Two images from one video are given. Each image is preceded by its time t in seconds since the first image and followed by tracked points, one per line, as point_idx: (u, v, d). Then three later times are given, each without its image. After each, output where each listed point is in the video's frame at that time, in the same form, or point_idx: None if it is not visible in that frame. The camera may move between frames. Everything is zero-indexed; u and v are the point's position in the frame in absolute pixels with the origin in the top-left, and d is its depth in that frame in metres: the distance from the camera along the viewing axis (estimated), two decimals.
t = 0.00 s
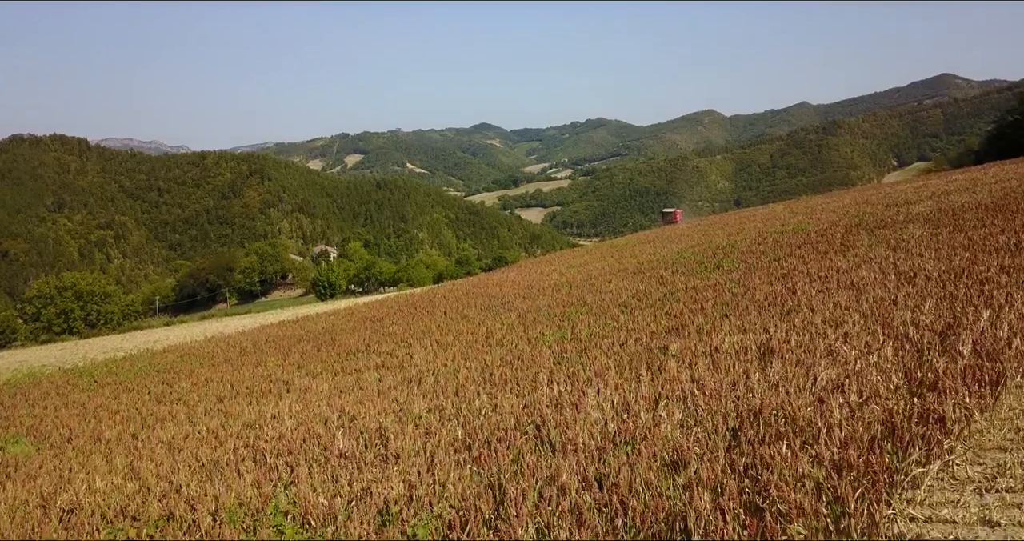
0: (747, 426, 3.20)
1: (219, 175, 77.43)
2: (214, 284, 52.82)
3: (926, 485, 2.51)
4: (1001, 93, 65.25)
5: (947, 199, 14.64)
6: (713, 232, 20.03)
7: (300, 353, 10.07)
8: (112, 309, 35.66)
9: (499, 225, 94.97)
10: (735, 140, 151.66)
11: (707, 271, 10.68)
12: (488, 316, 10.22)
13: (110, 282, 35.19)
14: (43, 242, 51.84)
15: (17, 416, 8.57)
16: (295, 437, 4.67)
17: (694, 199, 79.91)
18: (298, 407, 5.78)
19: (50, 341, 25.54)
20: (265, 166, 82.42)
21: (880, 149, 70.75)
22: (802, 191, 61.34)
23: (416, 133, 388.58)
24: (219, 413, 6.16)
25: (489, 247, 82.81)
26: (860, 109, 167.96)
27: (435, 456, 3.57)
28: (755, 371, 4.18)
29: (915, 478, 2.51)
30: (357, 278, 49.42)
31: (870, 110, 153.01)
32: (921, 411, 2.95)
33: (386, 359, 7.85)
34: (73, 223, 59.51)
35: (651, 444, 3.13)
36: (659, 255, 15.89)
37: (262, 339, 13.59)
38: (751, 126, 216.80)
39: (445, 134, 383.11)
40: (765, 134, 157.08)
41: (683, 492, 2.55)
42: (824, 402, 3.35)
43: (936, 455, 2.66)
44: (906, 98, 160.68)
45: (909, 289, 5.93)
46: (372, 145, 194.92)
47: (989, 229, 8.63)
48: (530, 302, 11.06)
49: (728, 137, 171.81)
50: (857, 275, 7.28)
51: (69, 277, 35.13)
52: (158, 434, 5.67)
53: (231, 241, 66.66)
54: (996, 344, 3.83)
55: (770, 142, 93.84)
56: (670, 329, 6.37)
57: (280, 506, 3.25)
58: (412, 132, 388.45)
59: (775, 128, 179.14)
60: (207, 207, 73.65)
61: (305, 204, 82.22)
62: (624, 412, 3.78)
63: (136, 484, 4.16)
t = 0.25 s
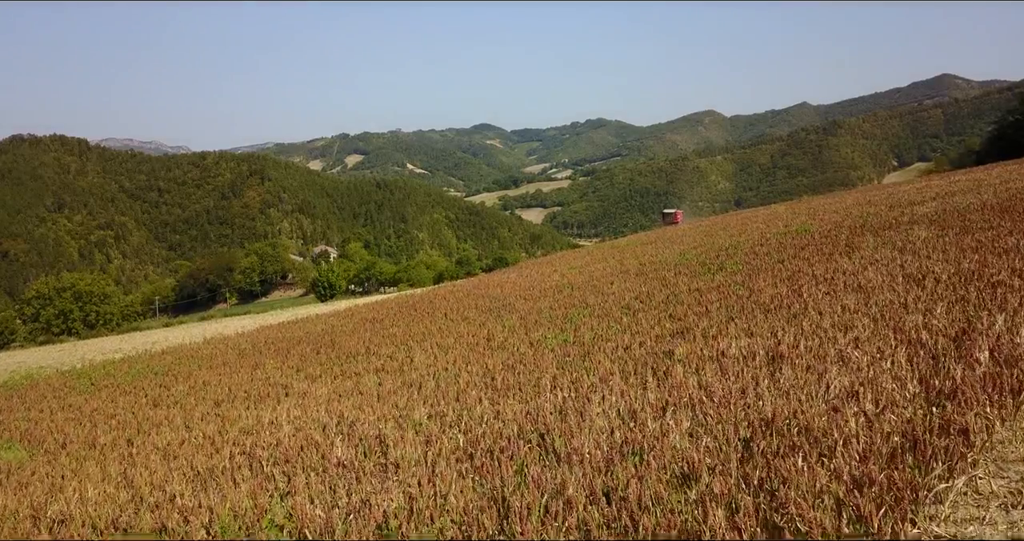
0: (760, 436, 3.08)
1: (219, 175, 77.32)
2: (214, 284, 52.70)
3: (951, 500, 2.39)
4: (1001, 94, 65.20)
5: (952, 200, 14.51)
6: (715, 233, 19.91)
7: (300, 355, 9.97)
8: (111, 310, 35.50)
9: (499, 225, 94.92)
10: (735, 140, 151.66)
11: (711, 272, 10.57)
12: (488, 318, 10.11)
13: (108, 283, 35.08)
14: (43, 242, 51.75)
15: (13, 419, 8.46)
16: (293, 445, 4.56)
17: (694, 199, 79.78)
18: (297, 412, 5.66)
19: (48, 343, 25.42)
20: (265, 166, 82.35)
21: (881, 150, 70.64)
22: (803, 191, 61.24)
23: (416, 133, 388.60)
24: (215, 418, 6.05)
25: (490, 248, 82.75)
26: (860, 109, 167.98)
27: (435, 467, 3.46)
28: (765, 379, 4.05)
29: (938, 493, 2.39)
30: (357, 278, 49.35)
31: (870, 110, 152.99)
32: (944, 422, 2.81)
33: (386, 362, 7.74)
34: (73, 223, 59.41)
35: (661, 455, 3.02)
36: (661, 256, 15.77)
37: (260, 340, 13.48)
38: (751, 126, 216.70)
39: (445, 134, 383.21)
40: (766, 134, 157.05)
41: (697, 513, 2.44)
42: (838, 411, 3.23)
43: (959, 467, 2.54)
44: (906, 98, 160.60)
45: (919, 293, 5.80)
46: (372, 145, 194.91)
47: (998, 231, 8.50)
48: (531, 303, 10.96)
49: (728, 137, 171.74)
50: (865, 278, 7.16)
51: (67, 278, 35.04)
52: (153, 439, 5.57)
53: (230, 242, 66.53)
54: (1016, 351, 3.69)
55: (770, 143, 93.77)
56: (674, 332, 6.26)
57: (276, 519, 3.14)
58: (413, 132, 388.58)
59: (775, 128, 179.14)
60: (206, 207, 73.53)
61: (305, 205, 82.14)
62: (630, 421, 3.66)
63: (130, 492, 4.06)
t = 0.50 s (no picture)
0: (774, 447, 2.96)
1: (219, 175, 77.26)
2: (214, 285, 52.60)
3: (977, 517, 2.27)
4: (1002, 94, 65.15)
5: (956, 200, 14.41)
6: (716, 233, 19.80)
7: (298, 357, 9.87)
8: (109, 311, 35.24)
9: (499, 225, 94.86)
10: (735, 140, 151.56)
11: (714, 273, 10.47)
12: (490, 320, 9.99)
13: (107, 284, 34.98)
14: (43, 242, 51.65)
15: (8, 423, 8.36)
16: (290, 452, 4.44)
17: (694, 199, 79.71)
18: (295, 417, 5.55)
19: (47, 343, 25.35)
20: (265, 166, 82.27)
21: (881, 150, 70.55)
22: (803, 191, 61.13)
23: (416, 133, 388.55)
24: (212, 423, 5.94)
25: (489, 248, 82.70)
26: (860, 109, 167.94)
27: (436, 476, 3.34)
28: (776, 385, 3.94)
29: (962, 508, 2.28)
30: (357, 278, 49.29)
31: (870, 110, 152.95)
32: (966, 433, 2.70)
33: (386, 364, 7.64)
34: (73, 223, 59.29)
35: (671, 466, 2.90)
36: (663, 257, 15.66)
37: (259, 341, 13.37)
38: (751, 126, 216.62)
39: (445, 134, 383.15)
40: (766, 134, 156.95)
41: (711, 530, 2.33)
42: (853, 419, 3.12)
43: (986, 481, 2.42)
44: (907, 98, 160.50)
45: (930, 295, 5.69)
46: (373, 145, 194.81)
47: (1006, 231, 8.40)
48: (533, 305, 10.86)
49: (729, 137, 171.69)
50: (873, 279, 7.05)
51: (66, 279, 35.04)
52: (148, 445, 5.46)
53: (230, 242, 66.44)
54: None
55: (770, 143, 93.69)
56: (679, 335, 6.15)
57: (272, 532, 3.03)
58: (413, 132, 388.54)
59: (775, 128, 179.02)
60: (206, 207, 73.44)
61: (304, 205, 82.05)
62: (638, 428, 3.55)
63: (122, 502, 3.94)
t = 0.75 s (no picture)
0: (788, 458, 2.85)
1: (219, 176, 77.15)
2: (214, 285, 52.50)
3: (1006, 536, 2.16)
4: (1002, 94, 65.11)
5: (960, 200, 14.29)
6: (718, 234, 19.70)
7: (297, 360, 9.75)
8: (108, 312, 34.75)
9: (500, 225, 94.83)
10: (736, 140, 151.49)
11: (717, 275, 10.36)
12: (491, 322, 9.89)
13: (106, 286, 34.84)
14: (43, 242, 51.57)
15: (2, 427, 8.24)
16: (287, 459, 4.33)
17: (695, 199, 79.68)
18: (293, 423, 5.45)
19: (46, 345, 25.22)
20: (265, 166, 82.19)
21: (881, 150, 70.51)
22: (804, 192, 61.03)
23: (416, 133, 388.50)
24: (208, 428, 5.83)
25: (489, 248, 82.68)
26: (860, 109, 167.98)
27: (437, 488, 3.23)
28: (788, 393, 3.82)
29: (989, 526, 2.17)
30: (357, 278, 49.24)
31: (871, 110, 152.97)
32: (991, 447, 2.59)
33: (386, 368, 7.52)
34: (73, 223, 59.21)
35: (682, 479, 2.78)
36: (664, 258, 15.57)
37: (258, 343, 13.26)
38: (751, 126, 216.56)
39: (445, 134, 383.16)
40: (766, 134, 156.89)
41: None
42: (868, 429, 3.01)
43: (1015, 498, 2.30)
44: (907, 98, 160.56)
45: (941, 299, 5.57)
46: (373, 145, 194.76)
47: (1012, 233, 8.31)
48: (534, 306, 10.76)
49: (729, 137, 171.74)
50: (881, 281, 6.94)
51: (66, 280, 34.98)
52: (143, 451, 5.35)
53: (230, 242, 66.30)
54: None
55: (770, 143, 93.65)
56: (684, 339, 6.04)
57: None
58: (413, 132, 388.57)
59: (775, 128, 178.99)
60: (207, 207, 73.37)
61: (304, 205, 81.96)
62: (646, 438, 3.43)
63: (113, 513, 3.83)
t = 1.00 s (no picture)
0: (802, 469, 2.74)
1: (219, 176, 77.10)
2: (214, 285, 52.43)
3: None
4: (1002, 94, 65.11)
5: (963, 201, 14.23)
6: (719, 234, 19.63)
7: (296, 362, 9.67)
8: (107, 312, 34.85)
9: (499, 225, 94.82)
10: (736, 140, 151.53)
11: (720, 276, 10.28)
12: (491, 323, 9.80)
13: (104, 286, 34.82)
14: (42, 243, 51.48)
15: None
16: (284, 466, 4.24)
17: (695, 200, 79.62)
18: (290, 428, 5.35)
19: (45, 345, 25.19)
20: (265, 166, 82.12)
21: (881, 150, 70.49)
22: (805, 192, 60.96)
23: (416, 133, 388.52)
24: (204, 434, 5.72)
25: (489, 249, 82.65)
26: (860, 109, 168.00)
27: (438, 498, 3.12)
28: (799, 399, 3.71)
29: None
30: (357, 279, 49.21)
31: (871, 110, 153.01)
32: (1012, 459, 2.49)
33: (385, 371, 7.42)
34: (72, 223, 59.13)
35: (691, 491, 2.67)
36: (666, 258, 15.50)
37: (257, 345, 13.18)
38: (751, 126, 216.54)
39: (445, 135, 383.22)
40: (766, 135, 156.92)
41: None
42: (883, 438, 2.92)
43: None
44: (906, 98, 160.65)
45: (950, 301, 5.47)
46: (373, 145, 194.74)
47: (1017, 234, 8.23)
48: (536, 307, 10.69)
49: (728, 137, 171.85)
50: (887, 283, 6.85)
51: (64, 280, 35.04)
52: (137, 457, 5.25)
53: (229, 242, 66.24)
54: None
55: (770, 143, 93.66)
56: (688, 342, 5.94)
57: None
58: (413, 132, 388.63)
59: (775, 128, 179.01)
60: (206, 208, 73.32)
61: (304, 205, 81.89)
62: (652, 446, 3.32)
63: (104, 522, 3.72)
